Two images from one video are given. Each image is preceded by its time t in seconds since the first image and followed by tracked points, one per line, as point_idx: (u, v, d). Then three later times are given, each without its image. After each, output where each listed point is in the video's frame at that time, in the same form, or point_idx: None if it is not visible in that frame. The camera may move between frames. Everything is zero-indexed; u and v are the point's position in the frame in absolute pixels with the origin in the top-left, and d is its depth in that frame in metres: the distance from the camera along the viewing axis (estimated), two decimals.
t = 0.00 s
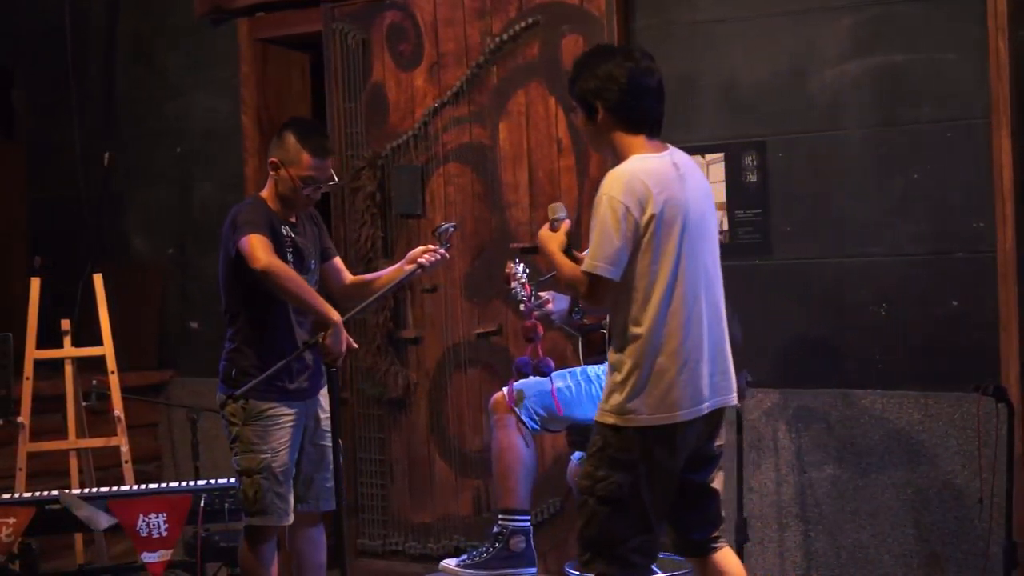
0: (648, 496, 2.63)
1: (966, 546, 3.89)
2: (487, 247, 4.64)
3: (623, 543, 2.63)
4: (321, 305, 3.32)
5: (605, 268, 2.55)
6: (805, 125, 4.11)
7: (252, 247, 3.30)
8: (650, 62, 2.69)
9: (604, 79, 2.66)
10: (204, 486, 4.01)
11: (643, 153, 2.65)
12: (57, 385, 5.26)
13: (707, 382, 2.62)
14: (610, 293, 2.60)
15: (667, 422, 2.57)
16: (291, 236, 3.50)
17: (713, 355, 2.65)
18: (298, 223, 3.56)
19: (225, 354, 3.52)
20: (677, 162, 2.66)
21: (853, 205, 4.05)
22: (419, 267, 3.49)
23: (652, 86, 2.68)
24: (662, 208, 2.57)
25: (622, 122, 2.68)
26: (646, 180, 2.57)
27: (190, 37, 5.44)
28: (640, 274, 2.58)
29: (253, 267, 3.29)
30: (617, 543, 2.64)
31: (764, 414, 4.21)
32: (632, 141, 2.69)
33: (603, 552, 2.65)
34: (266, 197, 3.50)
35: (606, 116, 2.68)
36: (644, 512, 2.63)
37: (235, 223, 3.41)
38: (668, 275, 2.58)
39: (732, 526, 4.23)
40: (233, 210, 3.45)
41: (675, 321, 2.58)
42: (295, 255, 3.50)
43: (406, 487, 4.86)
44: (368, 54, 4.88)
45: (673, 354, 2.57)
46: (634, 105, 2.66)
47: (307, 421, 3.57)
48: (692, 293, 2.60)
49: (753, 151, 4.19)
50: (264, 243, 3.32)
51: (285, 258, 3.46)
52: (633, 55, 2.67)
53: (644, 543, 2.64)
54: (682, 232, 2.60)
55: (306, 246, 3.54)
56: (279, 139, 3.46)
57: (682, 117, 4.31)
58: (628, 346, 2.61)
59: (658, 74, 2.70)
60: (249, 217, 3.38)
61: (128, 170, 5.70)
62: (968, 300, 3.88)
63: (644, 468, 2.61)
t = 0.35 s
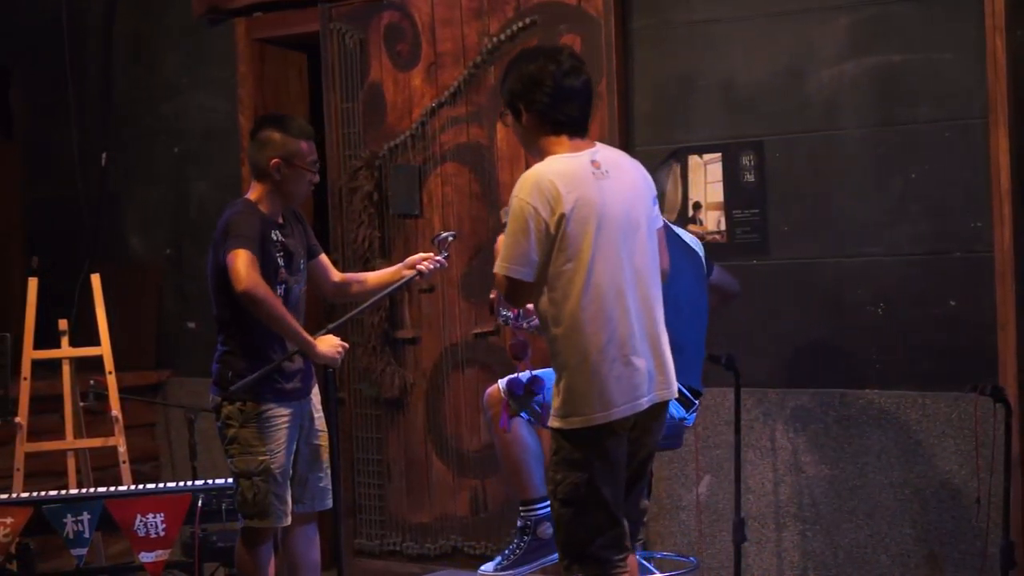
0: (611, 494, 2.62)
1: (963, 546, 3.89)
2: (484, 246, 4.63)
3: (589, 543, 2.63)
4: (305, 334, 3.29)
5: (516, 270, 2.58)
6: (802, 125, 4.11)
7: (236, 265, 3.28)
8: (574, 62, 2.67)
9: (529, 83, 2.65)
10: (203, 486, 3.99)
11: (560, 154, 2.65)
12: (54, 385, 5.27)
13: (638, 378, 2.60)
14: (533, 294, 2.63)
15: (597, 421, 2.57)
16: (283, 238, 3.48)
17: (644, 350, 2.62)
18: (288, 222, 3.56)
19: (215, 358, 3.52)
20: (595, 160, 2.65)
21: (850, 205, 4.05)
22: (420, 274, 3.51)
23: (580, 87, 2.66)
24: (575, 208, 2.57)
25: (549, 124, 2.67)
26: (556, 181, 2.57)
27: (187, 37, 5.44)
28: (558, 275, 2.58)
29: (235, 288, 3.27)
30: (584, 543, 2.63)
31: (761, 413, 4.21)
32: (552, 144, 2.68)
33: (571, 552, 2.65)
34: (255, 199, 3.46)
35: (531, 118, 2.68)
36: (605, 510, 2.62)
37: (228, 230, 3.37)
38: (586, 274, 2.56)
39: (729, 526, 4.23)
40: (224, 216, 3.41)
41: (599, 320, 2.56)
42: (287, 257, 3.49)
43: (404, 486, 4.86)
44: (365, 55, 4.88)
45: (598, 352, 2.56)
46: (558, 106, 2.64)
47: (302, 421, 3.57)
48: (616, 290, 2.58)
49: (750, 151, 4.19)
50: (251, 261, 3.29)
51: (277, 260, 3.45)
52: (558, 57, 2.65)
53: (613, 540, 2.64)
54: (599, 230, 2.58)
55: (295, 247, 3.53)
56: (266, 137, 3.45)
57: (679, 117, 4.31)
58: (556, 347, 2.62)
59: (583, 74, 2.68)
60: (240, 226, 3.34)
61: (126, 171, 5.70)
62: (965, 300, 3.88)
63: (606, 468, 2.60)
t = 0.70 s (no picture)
0: (538, 493, 2.64)
1: (959, 545, 3.89)
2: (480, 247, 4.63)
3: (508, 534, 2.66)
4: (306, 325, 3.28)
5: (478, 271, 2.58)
6: (797, 126, 4.11)
7: (233, 256, 3.28)
8: (549, 66, 2.68)
9: (501, 88, 2.67)
10: (200, 486, 3.97)
11: (530, 157, 2.67)
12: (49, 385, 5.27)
13: (591, 382, 2.61)
14: (499, 299, 2.62)
15: (547, 420, 2.59)
16: (273, 237, 3.47)
17: (602, 354, 2.63)
18: (281, 223, 3.55)
19: (212, 359, 3.53)
20: (565, 166, 2.66)
21: (846, 205, 4.05)
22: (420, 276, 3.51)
23: (553, 91, 2.67)
24: (538, 211, 2.58)
25: (520, 127, 2.69)
26: (521, 183, 2.59)
27: (184, 37, 5.44)
28: (518, 274, 2.60)
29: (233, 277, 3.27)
30: (503, 535, 2.67)
31: (758, 413, 4.20)
32: (523, 148, 2.70)
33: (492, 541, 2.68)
34: (245, 199, 3.46)
35: (502, 120, 2.69)
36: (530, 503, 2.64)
37: (217, 229, 3.37)
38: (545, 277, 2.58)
39: (725, 526, 4.23)
40: (213, 217, 3.41)
41: (555, 322, 2.58)
42: (278, 255, 3.48)
43: (399, 487, 4.85)
44: (362, 55, 4.88)
45: (553, 354, 2.58)
46: (530, 111, 2.66)
47: (301, 421, 3.57)
48: (575, 294, 2.59)
49: (746, 151, 4.19)
50: (245, 254, 3.29)
51: (268, 258, 3.44)
52: (532, 61, 2.67)
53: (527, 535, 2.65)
54: (562, 234, 2.59)
55: (287, 246, 3.52)
56: (253, 139, 3.46)
57: (675, 118, 4.31)
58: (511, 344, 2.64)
59: (558, 78, 2.69)
60: (230, 226, 3.34)
61: (122, 171, 5.70)
62: (961, 300, 3.89)
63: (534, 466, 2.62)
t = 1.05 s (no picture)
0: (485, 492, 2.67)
1: (955, 545, 3.90)
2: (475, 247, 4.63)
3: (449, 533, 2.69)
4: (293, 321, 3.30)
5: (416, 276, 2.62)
6: (792, 126, 4.12)
7: (224, 258, 3.27)
8: (496, 70, 2.69)
9: (449, 97, 2.69)
10: (193, 485, 3.93)
11: (473, 162, 2.67)
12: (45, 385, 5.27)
13: (532, 384, 2.61)
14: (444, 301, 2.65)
15: (486, 420, 2.62)
16: (268, 237, 3.47)
17: (547, 357, 2.63)
18: (276, 223, 3.55)
19: (209, 360, 3.52)
20: (507, 170, 2.66)
21: (840, 205, 4.06)
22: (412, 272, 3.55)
23: (498, 93, 2.68)
24: (473, 216, 2.60)
25: (464, 131, 2.70)
26: (456, 187, 2.61)
27: (179, 37, 5.44)
28: (458, 277, 2.62)
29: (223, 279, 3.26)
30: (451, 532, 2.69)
31: (753, 413, 4.20)
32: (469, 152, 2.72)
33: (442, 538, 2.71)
34: (239, 201, 3.47)
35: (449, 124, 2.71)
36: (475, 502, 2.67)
37: (213, 230, 3.38)
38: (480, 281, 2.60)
39: (721, 526, 4.23)
40: (207, 218, 3.41)
41: (492, 327, 2.60)
42: (273, 255, 3.48)
43: (395, 487, 4.85)
44: (357, 55, 4.88)
45: (491, 358, 2.60)
46: (474, 113, 2.68)
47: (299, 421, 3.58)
48: (513, 299, 2.60)
49: (741, 151, 4.20)
50: (236, 257, 3.28)
51: (263, 259, 3.44)
52: (476, 65, 2.68)
53: (476, 538, 2.67)
54: (498, 238, 2.60)
55: (282, 245, 3.52)
56: (248, 141, 3.44)
57: (671, 118, 4.31)
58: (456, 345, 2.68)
59: (506, 82, 2.70)
60: (225, 226, 3.34)
61: (118, 172, 5.70)
62: (956, 300, 3.89)
63: (481, 467, 2.66)
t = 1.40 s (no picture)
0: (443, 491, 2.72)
1: (950, 545, 3.90)
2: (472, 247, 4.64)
3: (407, 532, 2.76)
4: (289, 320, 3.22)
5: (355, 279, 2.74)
6: (788, 126, 4.12)
7: (229, 256, 3.25)
8: (431, 69, 2.70)
9: (386, 101, 2.71)
10: (189, 486, 3.93)
11: (408, 163, 2.71)
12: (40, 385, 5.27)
13: (464, 381, 2.65)
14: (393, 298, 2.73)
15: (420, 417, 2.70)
16: (267, 239, 3.47)
17: (477, 357, 2.66)
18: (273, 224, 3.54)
19: (206, 360, 3.52)
20: (437, 170, 2.68)
21: (836, 206, 4.06)
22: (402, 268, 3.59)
23: (433, 95, 2.69)
24: (398, 221, 2.66)
25: (403, 133, 2.74)
26: (383, 190, 2.67)
27: (175, 36, 5.44)
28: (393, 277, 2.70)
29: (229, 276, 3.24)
30: (413, 529, 2.75)
31: (749, 413, 4.20)
32: (407, 153, 2.76)
33: (406, 536, 2.76)
34: (237, 203, 3.47)
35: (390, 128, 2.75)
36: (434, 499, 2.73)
37: (212, 230, 3.37)
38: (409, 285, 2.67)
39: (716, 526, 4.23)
40: (206, 219, 3.41)
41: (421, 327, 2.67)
42: (272, 258, 3.47)
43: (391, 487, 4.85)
44: (353, 55, 4.88)
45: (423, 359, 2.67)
46: (408, 116, 2.70)
47: (293, 420, 3.57)
48: (440, 300, 2.64)
49: (738, 152, 4.20)
50: (239, 255, 3.26)
51: (262, 261, 3.44)
52: (408, 68, 2.69)
53: (430, 537, 2.73)
54: (423, 241, 2.64)
55: (279, 248, 3.52)
56: (248, 143, 3.42)
57: (668, 119, 4.31)
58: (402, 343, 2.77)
59: (442, 79, 2.70)
60: (226, 227, 3.33)
61: (114, 172, 5.70)
62: (952, 301, 3.89)
63: (435, 466, 2.72)
